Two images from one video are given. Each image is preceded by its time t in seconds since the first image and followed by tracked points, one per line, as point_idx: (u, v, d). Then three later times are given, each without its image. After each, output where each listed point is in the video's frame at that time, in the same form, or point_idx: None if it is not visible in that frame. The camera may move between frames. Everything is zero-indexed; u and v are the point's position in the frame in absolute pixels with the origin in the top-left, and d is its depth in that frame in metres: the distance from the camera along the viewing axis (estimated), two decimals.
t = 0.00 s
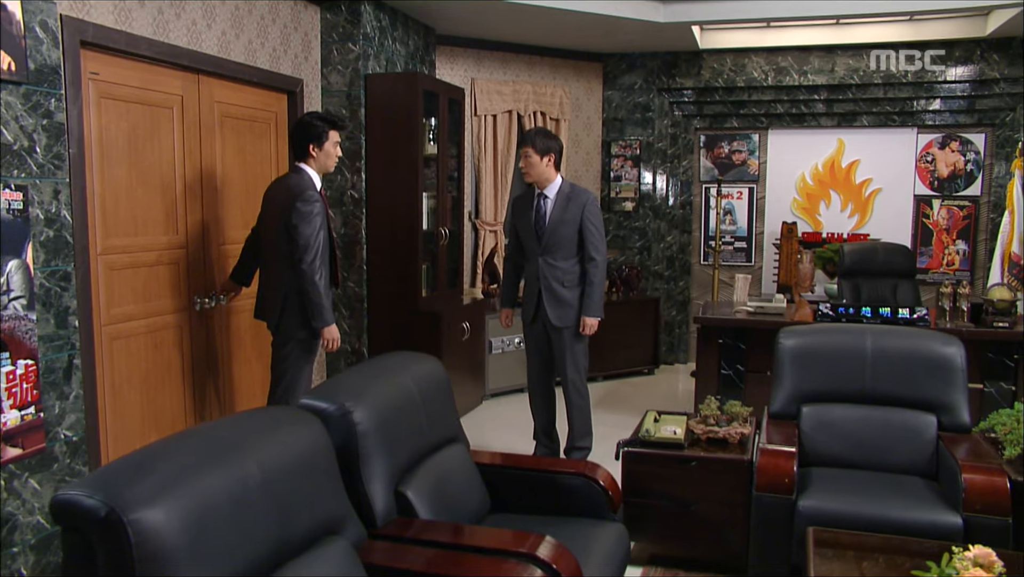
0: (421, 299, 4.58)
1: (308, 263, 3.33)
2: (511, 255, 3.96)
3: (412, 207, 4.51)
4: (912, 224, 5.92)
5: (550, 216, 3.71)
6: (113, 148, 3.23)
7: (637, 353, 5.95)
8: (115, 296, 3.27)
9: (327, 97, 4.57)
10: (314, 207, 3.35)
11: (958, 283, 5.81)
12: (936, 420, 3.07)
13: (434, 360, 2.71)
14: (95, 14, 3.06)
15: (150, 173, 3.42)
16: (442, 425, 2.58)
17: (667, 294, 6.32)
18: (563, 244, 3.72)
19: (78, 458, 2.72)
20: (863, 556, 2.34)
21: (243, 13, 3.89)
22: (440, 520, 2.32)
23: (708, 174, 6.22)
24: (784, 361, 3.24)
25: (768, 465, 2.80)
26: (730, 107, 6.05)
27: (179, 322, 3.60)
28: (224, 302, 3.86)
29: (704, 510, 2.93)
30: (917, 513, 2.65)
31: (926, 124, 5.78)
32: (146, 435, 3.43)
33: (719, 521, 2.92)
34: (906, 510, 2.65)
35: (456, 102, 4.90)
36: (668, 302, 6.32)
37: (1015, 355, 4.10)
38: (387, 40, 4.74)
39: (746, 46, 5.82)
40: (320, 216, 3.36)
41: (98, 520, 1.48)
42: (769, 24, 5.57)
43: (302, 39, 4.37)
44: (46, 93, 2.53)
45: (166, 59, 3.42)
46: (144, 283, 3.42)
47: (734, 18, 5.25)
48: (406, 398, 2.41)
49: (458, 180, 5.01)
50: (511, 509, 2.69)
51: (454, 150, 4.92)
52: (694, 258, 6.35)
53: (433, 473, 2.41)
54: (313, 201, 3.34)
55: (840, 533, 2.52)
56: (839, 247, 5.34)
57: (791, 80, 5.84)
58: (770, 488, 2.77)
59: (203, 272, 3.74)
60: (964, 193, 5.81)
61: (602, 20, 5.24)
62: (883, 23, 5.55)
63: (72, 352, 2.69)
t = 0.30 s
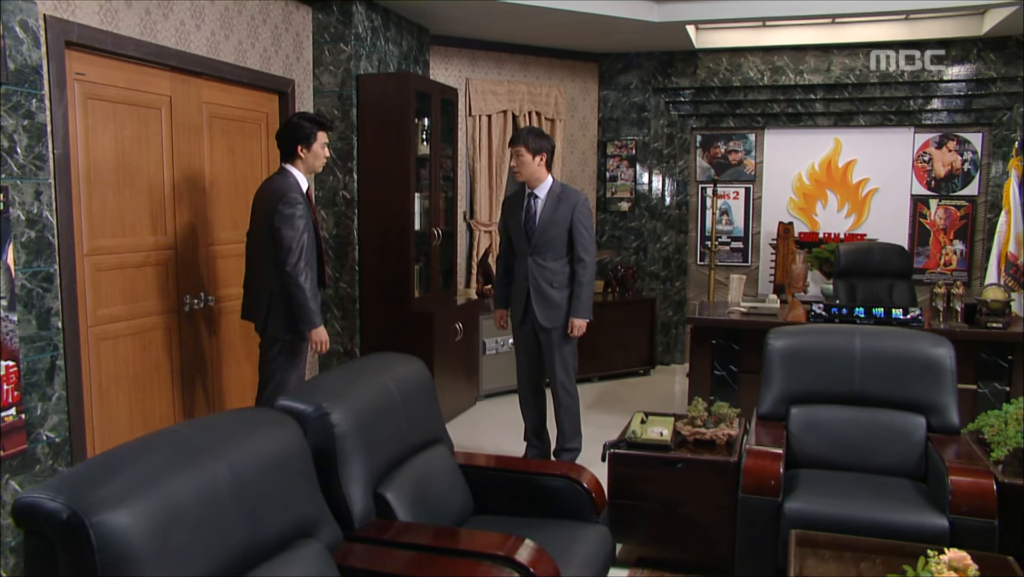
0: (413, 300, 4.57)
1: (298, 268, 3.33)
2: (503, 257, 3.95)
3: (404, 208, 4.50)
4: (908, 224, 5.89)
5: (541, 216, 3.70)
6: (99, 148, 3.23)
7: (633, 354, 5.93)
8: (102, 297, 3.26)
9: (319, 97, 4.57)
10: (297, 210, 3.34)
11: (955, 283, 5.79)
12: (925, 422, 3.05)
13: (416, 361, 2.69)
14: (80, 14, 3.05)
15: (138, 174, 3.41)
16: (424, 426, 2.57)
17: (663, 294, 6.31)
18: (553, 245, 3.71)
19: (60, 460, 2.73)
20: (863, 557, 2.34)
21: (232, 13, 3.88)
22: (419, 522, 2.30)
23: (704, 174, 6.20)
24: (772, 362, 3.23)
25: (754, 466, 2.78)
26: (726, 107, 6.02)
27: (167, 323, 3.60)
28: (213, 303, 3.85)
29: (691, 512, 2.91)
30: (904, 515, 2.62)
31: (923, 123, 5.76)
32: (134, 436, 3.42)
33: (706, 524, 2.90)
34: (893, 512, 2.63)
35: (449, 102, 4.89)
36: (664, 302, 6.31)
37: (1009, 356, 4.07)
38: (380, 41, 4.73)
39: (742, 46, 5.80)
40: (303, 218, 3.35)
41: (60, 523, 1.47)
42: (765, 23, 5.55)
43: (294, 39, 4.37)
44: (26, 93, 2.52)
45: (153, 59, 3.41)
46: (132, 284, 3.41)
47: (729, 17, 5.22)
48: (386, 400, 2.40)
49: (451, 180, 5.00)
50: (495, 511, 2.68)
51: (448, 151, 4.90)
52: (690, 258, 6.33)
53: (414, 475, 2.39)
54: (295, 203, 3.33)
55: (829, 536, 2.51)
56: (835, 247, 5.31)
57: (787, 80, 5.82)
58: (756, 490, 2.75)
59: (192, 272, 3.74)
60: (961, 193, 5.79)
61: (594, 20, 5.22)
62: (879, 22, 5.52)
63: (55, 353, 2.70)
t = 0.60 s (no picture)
0: (407, 300, 4.56)
1: (275, 269, 3.33)
2: (498, 259, 3.94)
3: (398, 208, 4.49)
4: (907, 225, 5.87)
5: (536, 217, 3.69)
6: (90, 148, 3.22)
7: (631, 355, 5.92)
8: (93, 297, 3.26)
9: (315, 98, 4.56)
10: (278, 210, 3.34)
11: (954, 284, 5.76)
12: (917, 424, 3.03)
13: (403, 362, 2.69)
14: (69, 14, 3.04)
15: (129, 174, 3.41)
16: (410, 427, 2.56)
17: (660, 294, 6.30)
18: (547, 246, 3.70)
19: (49, 459, 2.92)
20: (858, 558, 2.33)
21: (225, 13, 3.88)
22: (402, 524, 2.29)
23: (702, 175, 6.18)
24: (764, 363, 3.21)
25: (743, 469, 2.76)
26: (724, 107, 6.00)
27: (159, 322, 3.60)
28: (206, 303, 3.85)
29: (680, 514, 2.89)
30: (893, 518, 2.60)
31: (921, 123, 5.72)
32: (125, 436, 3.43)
33: (695, 526, 2.88)
34: (882, 515, 2.61)
35: (445, 102, 4.88)
36: (662, 303, 6.30)
37: (1006, 357, 4.05)
38: (375, 41, 4.72)
39: (740, 46, 5.78)
40: (283, 219, 3.35)
41: (28, 525, 1.47)
42: (763, 23, 5.53)
43: (288, 40, 4.36)
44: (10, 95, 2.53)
45: (144, 60, 3.40)
46: (123, 284, 3.41)
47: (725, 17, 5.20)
48: (370, 401, 2.40)
49: (447, 180, 4.99)
50: (481, 513, 2.67)
51: (443, 151, 4.89)
52: (688, 259, 6.32)
53: (398, 477, 2.39)
54: (275, 203, 3.34)
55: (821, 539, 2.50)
56: (832, 247, 5.29)
57: (785, 80, 5.80)
58: (745, 492, 2.74)
59: (184, 273, 3.74)
60: (960, 193, 5.76)
61: (590, 20, 5.21)
62: (877, 21, 5.50)
63: (41, 353, 2.88)
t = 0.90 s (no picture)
0: (406, 300, 4.56)
1: (265, 272, 3.32)
2: (496, 259, 3.94)
3: (397, 208, 4.48)
4: (911, 225, 5.84)
5: (534, 217, 3.68)
6: (85, 149, 3.23)
7: (633, 355, 5.90)
8: (88, 297, 3.27)
9: (314, 98, 4.57)
10: (277, 214, 3.34)
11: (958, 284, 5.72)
12: (913, 425, 3.01)
13: (395, 362, 2.68)
14: (65, 15, 3.04)
15: (125, 175, 3.42)
16: (401, 427, 2.56)
17: (662, 295, 6.28)
18: (545, 245, 3.69)
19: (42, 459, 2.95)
20: (863, 561, 2.31)
21: (223, 14, 3.89)
22: (391, 525, 2.29)
23: (704, 175, 6.16)
24: (760, 364, 3.19)
25: (736, 470, 2.75)
26: (727, 106, 5.98)
27: (157, 322, 3.61)
28: (204, 303, 3.86)
29: (674, 515, 2.88)
30: (886, 520, 2.59)
31: (923, 123, 5.69)
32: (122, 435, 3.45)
33: (689, 527, 2.87)
34: (875, 516, 2.59)
35: (445, 102, 4.87)
36: (664, 303, 6.28)
37: (1007, 358, 4.02)
38: (375, 41, 4.73)
39: (742, 45, 5.76)
40: (282, 224, 3.34)
41: (7, 525, 1.47)
42: (765, 22, 5.51)
43: (287, 40, 4.37)
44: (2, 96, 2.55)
45: (140, 61, 3.41)
46: (121, 284, 3.42)
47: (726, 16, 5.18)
48: (360, 402, 2.40)
49: (446, 180, 4.99)
50: (472, 513, 2.66)
51: (443, 152, 4.89)
52: (691, 259, 6.29)
53: (387, 478, 2.39)
54: (275, 207, 3.33)
55: (820, 542, 2.48)
56: (833, 247, 5.27)
57: (787, 79, 5.77)
58: (738, 493, 2.73)
59: (181, 273, 3.74)
60: (964, 193, 5.73)
61: (590, 19, 5.20)
62: (879, 21, 5.47)
63: (34, 352, 2.88)
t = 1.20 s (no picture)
0: (408, 301, 4.57)
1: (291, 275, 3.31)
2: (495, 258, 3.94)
3: (398, 209, 4.50)
4: (916, 225, 5.80)
5: (534, 219, 3.66)
6: (86, 150, 3.25)
7: (637, 355, 5.88)
8: (89, 297, 3.28)
9: (316, 98, 4.58)
10: (306, 218, 3.31)
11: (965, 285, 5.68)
12: (912, 427, 2.99)
13: (389, 362, 2.68)
14: (65, 16, 3.06)
15: (126, 175, 3.43)
16: (394, 427, 2.56)
17: (667, 295, 6.26)
18: (545, 246, 3.69)
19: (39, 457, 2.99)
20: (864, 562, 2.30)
21: (224, 14, 3.90)
22: (382, 524, 2.29)
23: (709, 175, 6.14)
24: (758, 365, 3.17)
25: (731, 471, 2.74)
26: (731, 106, 5.96)
27: (158, 322, 3.64)
28: (205, 303, 3.88)
29: (669, 516, 2.88)
30: (881, 521, 2.57)
31: (929, 123, 5.66)
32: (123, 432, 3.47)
33: (684, 528, 2.87)
34: (871, 518, 2.58)
35: (447, 102, 4.88)
36: (669, 303, 6.26)
37: (1011, 359, 3.99)
38: (377, 42, 4.74)
39: (746, 45, 5.74)
40: (311, 226, 3.30)
41: None
42: (769, 22, 5.49)
43: (289, 40, 4.39)
44: None
45: (140, 62, 3.43)
46: (121, 284, 3.44)
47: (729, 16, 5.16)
48: (354, 403, 2.40)
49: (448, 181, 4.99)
50: (466, 513, 2.66)
51: (445, 152, 4.89)
52: (695, 260, 6.27)
53: (379, 478, 2.39)
54: (305, 209, 3.30)
55: (818, 545, 2.47)
56: (838, 248, 5.28)
57: (791, 79, 5.75)
58: (733, 495, 2.72)
59: (182, 272, 3.76)
60: (970, 193, 5.69)
61: (592, 19, 5.19)
62: (884, 20, 5.45)
63: (33, 352, 2.94)
